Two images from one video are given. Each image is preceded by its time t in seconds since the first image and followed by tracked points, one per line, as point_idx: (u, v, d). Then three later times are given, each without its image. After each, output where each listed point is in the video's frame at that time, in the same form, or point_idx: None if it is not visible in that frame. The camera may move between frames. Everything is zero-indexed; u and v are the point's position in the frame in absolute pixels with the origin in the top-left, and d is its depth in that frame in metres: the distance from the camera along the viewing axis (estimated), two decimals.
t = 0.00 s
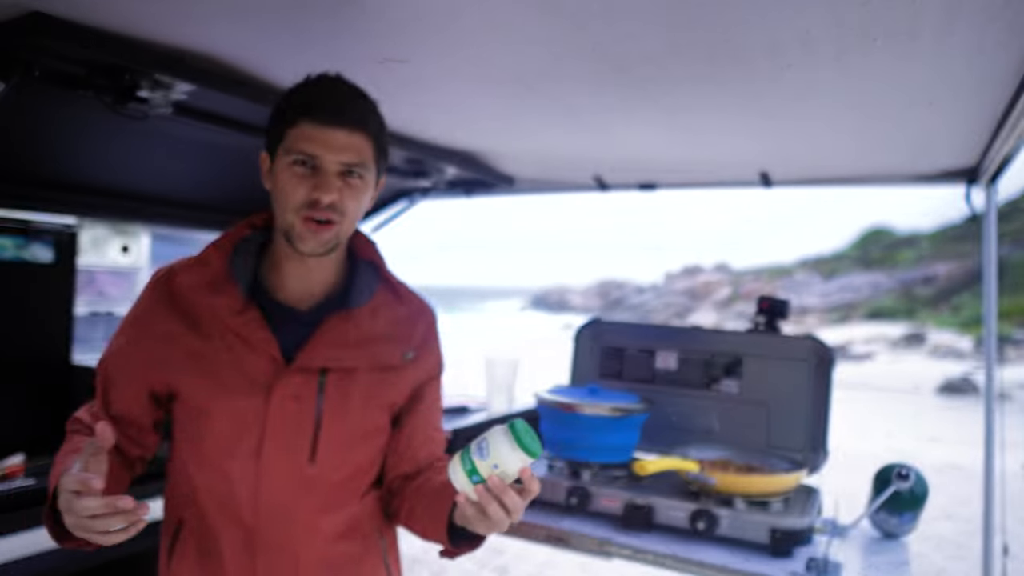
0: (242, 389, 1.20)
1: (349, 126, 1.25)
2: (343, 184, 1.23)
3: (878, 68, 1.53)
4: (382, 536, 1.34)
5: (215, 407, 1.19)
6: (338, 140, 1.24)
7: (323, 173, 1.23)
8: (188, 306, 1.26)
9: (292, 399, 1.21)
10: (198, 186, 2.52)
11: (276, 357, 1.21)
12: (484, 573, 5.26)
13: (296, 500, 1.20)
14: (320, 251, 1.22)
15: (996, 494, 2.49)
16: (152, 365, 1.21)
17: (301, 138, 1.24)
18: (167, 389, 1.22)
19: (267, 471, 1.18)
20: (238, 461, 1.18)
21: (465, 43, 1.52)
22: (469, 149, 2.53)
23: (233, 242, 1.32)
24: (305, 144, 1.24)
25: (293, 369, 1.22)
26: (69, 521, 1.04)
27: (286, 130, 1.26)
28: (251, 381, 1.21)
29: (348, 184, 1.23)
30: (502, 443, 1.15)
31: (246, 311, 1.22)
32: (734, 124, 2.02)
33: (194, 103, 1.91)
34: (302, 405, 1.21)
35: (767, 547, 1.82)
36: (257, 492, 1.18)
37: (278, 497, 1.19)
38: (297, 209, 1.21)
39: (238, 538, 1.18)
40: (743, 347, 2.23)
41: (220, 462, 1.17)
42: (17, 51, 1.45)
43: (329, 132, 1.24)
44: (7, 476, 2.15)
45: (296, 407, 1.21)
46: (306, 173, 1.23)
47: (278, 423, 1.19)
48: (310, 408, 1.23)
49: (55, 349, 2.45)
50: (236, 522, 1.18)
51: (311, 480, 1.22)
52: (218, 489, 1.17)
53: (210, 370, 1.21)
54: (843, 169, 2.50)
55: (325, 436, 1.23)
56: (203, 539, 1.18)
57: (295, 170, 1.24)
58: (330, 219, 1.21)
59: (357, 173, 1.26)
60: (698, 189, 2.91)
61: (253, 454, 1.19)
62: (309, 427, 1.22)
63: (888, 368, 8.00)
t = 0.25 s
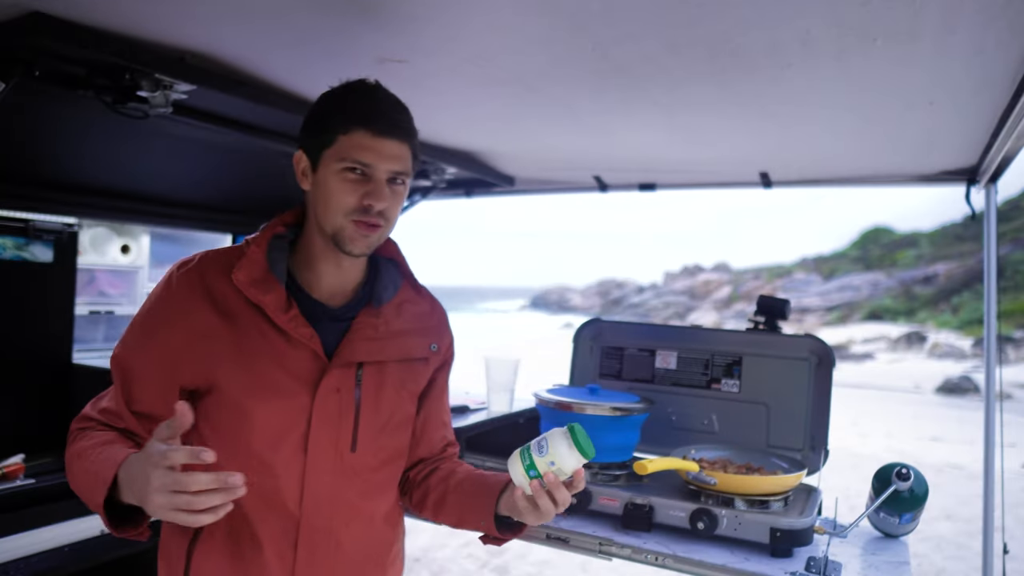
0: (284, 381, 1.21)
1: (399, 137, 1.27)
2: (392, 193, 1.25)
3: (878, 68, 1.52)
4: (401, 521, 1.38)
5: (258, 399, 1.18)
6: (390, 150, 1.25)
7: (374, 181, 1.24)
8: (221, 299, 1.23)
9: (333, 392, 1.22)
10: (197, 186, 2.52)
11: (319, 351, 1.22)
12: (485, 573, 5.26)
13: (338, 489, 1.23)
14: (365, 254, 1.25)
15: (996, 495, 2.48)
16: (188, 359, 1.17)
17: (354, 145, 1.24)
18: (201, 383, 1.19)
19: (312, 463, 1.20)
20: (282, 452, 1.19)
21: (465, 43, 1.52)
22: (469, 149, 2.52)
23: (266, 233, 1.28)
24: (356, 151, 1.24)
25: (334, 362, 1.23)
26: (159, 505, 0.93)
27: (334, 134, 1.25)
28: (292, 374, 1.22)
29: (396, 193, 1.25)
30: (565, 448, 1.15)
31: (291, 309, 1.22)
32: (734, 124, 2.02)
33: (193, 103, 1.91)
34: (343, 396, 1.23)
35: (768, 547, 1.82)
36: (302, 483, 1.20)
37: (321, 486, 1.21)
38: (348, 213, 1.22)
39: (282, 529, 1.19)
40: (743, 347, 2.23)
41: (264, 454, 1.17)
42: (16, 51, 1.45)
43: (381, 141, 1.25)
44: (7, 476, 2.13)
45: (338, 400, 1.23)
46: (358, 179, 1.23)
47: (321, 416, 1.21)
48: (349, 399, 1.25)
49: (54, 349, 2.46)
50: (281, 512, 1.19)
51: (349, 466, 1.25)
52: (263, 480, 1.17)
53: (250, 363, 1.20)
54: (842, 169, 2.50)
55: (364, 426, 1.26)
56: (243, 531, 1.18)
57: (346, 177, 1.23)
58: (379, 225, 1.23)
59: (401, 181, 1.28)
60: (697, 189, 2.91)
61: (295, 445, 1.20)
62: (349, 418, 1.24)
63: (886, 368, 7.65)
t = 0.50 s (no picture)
0: (335, 373, 1.27)
1: (458, 163, 1.28)
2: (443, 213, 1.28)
3: (878, 68, 1.52)
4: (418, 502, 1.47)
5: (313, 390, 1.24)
6: (449, 175, 1.27)
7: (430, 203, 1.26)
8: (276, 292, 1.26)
9: (379, 382, 1.30)
10: (197, 185, 2.52)
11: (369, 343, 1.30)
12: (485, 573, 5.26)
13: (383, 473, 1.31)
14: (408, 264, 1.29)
15: (997, 496, 2.48)
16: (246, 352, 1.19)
17: (419, 168, 1.24)
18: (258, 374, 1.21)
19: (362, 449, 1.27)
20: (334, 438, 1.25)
21: (465, 43, 1.52)
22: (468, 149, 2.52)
23: (312, 231, 1.31)
24: (417, 174, 1.24)
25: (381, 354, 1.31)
26: (362, 472, 1.00)
27: (395, 150, 1.24)
28: (343, 364, 1.28)
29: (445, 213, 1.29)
30: (516, 429, 1.25)
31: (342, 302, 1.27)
32: (734, 124, 2.02)
33: (193, 103, 1.91)
34: (387, 385, 1.31)
35: (767, 547, 1.82)
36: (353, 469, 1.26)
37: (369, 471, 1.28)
38: (403, 231, 1.25)
39: (333, 513, 1.26)
40: (743, 347, 2.24)
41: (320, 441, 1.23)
42: (15, 51, 1.45)
43: (441, 166, 1.26)
44: (7, 476, 2.14)
45: (382, 389, 1.30)
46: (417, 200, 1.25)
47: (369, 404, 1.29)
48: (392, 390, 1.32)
49: (53, 349, 2.45)
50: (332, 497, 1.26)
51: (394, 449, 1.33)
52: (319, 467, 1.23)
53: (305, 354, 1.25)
54: (843, 169, 2.50)
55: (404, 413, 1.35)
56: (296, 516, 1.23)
57: (405, 196, 1.24)
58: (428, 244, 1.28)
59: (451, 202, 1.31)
60: (697, 189, 2.91)
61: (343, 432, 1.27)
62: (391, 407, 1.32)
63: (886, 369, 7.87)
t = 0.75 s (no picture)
0: (356, 370, 1.26)
1: (472, 169, 1.28)
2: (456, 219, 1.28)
3: (877, 68, 1.52)
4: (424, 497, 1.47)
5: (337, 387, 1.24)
6: (464, 182, 1.27)
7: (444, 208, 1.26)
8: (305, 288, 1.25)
9: (401, 380, 1.30)
10: (197, 185, 2.52)
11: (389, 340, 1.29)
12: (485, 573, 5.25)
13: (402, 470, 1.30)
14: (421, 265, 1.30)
15: (997, 496, 2.48)
16: (272, 349, 1.17)
17: (433, 173, 1.23)
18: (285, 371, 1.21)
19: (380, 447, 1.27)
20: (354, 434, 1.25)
21: (465, 43, 1.52)
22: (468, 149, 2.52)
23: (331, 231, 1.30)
24: (433, 180, 1.24)
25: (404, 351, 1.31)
26: (437, 437, 1.03)
27: (410, 156, 1.24)
28: (364, 361, 1.28)
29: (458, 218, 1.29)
30: (512, 429, 1.24)
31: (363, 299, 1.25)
32: (734, 124, 2.02)
33: (193, 103, 1.91)
34: (404, 383, 1.30)
35: (767, 547, 1.82)
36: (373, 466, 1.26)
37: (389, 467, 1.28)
38: (416, 234, 1.25)
39: (352, 508, 1.25)
40: (742, 347, 2.24)
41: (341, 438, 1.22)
42: (15, 51, 1.45)
43: (457, 173, 1.25)
44: (7, 476, 2.15)
45: (399, 387, 1.30)
46: (430, 205, 1.25)
47: (390, 402, 1.29)
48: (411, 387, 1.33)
49: (53, 349, 2.45)
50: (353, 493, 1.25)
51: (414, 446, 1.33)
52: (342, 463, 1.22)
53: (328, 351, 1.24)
54: (843, 169, 2.50)
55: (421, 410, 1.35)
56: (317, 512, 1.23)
57: (420, 202, 1.24)
58: (440, 247, 1.28)
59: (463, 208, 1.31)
60: (697, 189, 2.91)
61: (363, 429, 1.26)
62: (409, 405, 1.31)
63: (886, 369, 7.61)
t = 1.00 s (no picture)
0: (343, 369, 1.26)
1: (441, 146, 1.28)
2: (429, 201, 1.27)
3: (877, 68, 1.52)
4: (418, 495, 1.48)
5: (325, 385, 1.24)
6: (433, 160, 1.27)
7: (415, 189, 1.26)
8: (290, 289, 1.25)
9: (391, 378, 1.30)
10: (197, 185, 2.52)
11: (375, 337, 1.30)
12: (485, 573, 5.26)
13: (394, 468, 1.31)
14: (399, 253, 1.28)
15: (997, 496, 2.47)
16: (257, 350, 1.17)
17: (399, 153, 1.24)
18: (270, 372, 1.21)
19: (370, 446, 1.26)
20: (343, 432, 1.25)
21: (465, 43, 1.51)
22: (468, 149, 2.52)
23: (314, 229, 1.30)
24: (401, 160, 1.25)
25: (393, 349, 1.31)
26: (416, 424, 1.04)
27: (378, 140, 1.26)
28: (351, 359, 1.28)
29: (432, 201, 1.28)
30: (496, 442, 1.25)
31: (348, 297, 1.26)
32: (733, 124, 2.02)
33: (193, 103, 1.91)
34: (393, 379, 1.31)
35: (767, 547, 1.82)
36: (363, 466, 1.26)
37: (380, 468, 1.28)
38: (385, 218, 1.25)
39: (342, 509, 1.25)
40: (742, 347, 2.24)
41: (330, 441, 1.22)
42: (15, 51, 1.45)
43: (425, 152, 1.26)
44: (7, 476, 2.15)
45: (389, 384, 1.30)
46: (398, 186, 1.25)
47: (379, 400, 1.29)
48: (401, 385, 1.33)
49: (53, 348, 2.45)
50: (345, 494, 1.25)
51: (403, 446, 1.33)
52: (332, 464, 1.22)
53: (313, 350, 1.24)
54: (843, 169, 2.49)
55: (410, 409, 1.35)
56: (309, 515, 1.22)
57: (390, 183, 1.25)
58: (412, 233, 1.27)
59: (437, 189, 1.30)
60: (697, 189, 2.91)
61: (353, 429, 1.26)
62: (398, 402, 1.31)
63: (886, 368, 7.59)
